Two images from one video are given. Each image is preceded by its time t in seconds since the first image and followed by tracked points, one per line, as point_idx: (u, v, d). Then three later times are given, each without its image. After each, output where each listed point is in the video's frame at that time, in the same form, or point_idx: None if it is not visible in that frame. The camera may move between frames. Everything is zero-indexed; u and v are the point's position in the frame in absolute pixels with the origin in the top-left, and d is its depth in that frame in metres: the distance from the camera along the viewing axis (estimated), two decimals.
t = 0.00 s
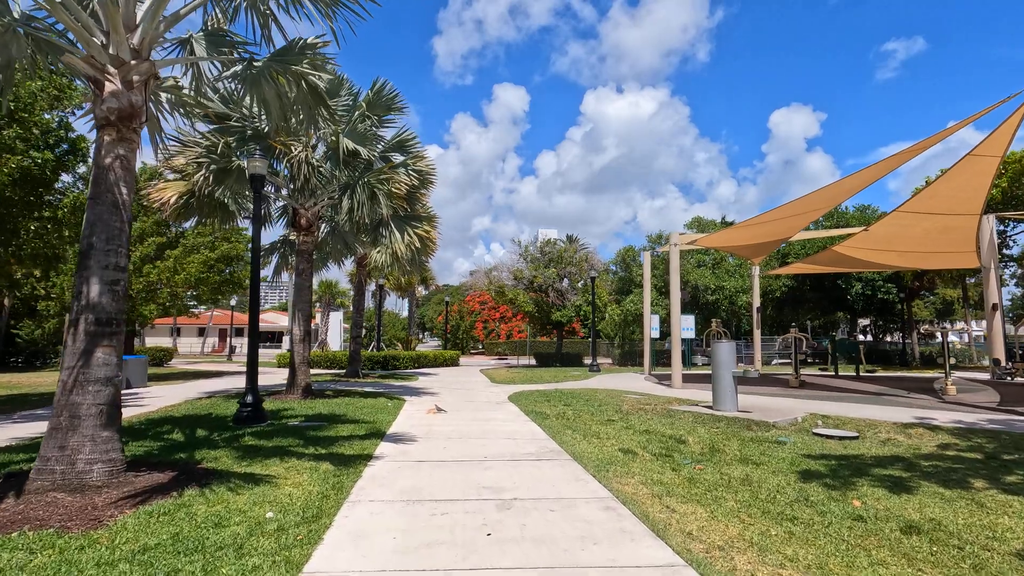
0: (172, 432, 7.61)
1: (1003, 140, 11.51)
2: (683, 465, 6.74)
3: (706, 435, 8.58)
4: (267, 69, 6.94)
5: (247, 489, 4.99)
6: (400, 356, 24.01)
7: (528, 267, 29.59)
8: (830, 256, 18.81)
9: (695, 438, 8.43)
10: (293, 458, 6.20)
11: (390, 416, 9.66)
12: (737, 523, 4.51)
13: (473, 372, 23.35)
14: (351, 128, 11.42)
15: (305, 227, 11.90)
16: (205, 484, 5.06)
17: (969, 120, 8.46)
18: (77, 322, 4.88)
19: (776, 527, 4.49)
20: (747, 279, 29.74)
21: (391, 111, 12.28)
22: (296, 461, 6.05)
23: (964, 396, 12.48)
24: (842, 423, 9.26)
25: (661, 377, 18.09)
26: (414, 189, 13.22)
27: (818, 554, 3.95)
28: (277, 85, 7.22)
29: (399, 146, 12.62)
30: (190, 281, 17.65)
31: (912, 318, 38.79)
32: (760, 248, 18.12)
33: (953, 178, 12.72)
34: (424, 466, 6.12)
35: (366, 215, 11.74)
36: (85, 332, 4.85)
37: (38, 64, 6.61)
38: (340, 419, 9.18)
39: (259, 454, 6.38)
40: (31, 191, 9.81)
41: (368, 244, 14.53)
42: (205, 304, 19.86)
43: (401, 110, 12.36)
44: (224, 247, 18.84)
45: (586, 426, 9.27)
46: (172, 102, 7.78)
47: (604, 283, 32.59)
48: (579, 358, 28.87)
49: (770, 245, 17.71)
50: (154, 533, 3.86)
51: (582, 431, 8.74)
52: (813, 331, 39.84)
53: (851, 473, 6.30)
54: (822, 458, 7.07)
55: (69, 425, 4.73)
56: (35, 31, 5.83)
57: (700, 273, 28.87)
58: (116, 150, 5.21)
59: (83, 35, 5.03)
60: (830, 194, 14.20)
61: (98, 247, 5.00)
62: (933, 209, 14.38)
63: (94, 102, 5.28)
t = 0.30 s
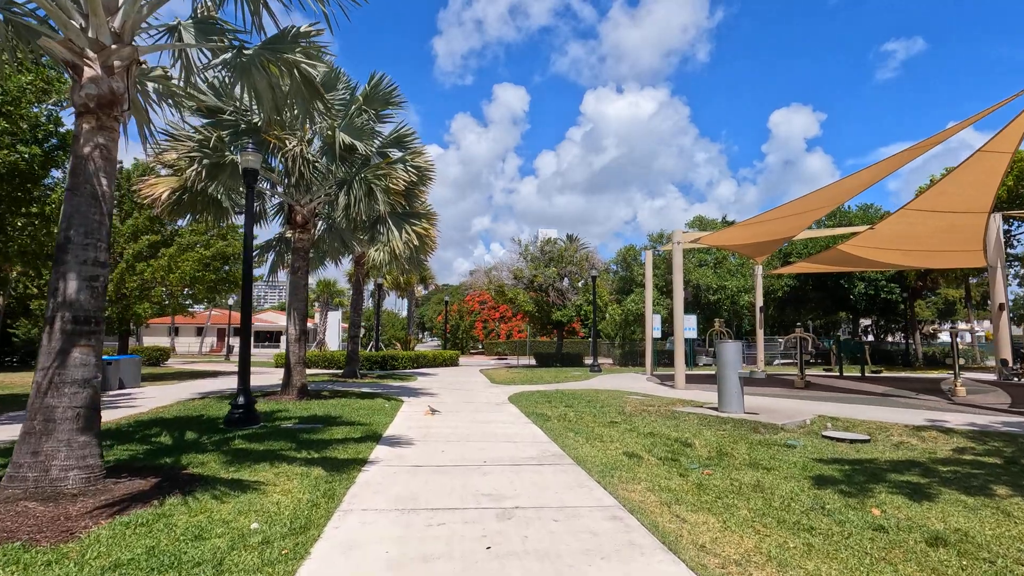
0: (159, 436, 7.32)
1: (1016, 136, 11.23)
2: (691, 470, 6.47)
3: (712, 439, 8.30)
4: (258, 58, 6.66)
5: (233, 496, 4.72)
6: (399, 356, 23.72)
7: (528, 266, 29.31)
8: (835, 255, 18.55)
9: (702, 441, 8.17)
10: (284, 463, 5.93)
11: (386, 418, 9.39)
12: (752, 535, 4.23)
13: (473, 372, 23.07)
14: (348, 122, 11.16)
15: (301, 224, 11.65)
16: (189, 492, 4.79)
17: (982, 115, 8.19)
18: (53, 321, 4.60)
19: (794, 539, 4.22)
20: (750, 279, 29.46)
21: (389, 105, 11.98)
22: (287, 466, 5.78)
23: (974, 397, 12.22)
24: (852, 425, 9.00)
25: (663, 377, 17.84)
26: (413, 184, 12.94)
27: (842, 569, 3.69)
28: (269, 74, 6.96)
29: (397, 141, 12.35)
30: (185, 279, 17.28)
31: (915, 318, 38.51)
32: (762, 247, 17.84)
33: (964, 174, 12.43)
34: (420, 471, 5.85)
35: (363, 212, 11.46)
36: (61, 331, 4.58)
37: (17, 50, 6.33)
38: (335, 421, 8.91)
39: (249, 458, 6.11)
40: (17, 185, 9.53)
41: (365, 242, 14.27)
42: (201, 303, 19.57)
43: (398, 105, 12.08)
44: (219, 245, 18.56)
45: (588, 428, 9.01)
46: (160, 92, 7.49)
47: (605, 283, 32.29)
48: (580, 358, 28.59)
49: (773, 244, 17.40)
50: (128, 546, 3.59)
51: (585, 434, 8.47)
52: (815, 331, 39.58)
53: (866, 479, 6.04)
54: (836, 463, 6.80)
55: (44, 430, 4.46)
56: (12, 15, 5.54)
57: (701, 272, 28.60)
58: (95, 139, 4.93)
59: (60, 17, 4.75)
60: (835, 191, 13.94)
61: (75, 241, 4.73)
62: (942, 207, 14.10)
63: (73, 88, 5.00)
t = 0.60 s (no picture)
0: (148, 439, 7.05)
1: None
2: (701, 477, 6.17)
3: (722, 443, 8.01)
4: (248, 45, 6.36)
5: (217, 507, 4.42)
6: (399, 356, 23.45)
7: (530, 265, 29.06)
8: (842, 254, 18.22)
9: (711, 445, 7.88)
10: (275, 469, 5.64)
11: (385, 420, 9.11)
12: (772, 551, 3.94)
13: (474, 372, 22.80)
14: (345, 116, 10.89)
15: (298, 221, 11.38)
16: (171, 502, 4.50)
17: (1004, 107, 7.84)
18: (26, 319, 4.33)
19: (818, 556, 3.93)
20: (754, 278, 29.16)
21: (388, 99, 11.64)
22: (278, 472, 5.50)
23: (988, 399, 11.90)
24: (866, 429, 8.69)
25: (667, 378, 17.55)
26: (412, 180, 12.65)
27: None
28: (260, 61, 6.65)
29: (397, 136, 12.06)
30: (181, 277, 17.07)
31: (920, 319, 38.19)
32: (769, 246, 17.48)
33: (979, 170, 12.08)
34: (418, 478, 5.57)
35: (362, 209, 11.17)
36: (34, 331, 4.30)
37: None
38: (331, 423, 8.63)
39: (239, 463, 5.82)
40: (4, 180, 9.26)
41: (364, 240, 14.00)
42: (198, 302, 19.30)
43: (398, 99, 11.76)
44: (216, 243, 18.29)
45: (593, 431, 8.73)
46: (147, 81, 7.20)
47: (607, 282, 32.01)
48: (582, 358, 28.29)
49: (780, 243, 17.05)
50: (98, 565, 3.31)
51: (590, 437, 8.19)
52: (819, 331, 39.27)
53: (887, 487, 5.74)
54: (853, 469, 6.51)
55: (15, 436, 4.19)
56: None
57: (705, 272, 28.31)
58: (72, 126, 4.65)
59: None
60: (845, 188, 13.59)
61: (51, 234, 4.44)
62: (954, 205, 13.76)
63: (49, 72, 4.71)
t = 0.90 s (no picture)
0: (138, 442, 6.80)
1: None
2: (716, 484, 5.86)
3: (735, 446, 7.71)
4: (241, 30, 6.09)
5: (202, 516, 4.15)
6: (402, 356, 23.19)
7: (535, 264, 28.79)
8: (853, 252, 17.84)
9: (724, 449, 7.57)
10: (267, 474, 5.37)
11: (385, 422, 8.83)
12: (799, 567, 3.63)
13: (478, 373, 22.50)
14: (346, 110, 10.63)
15: (298, 218, 11.15)
16: (154, 510, 4.23)
17: None
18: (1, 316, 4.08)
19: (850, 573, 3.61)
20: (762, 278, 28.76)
21: (390, 93, 11.38)
22: (270, 478, 5.22)
23: (1009, 401, 11.51)
24: (885, 432, 8.35)
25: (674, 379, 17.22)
26: (414, 177, 12.38)
27: None
28: (254, 48, 6.40)
29: (399, 132, 11.80)
30: (181, 275, 16.99)
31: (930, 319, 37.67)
32: (778, 245, 17.12)
33: (999, 165, 11.70)
34: (418, 484, 5.28)
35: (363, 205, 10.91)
36: (9, 328, 4.05)
37: None
38: (330, 425, 8.36)
39: (231, 468, 5.55)
40: None
41: (366, 239, 13.78)
42: (199, 301, 19.10)
43: (399, 93, 11.50)
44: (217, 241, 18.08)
45: (601, 434, 8.42)
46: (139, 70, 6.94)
47: (613, 282, 31.70)
48: (588, 359, 27.97)
49: (790, 241, 16.69)
50: None
51: (597, 440, 7.88)
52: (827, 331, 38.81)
53: (914, 496, 5.42)
54: (876, 476, 6.19)
55: None
56: None
57: (712, 272, 27.96)
58: (52, 111, 4.39)
59: None
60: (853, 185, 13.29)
61: (28, 226, 4.19)
62: (971, 201, 13.38)
63: (27, 55, 4.44)
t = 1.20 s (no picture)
0: (127, 447, 6.52)
1: None
2: (733, 494, 5.53)
3: (751, 453, 7.37)
4: (232, 15, 5.79)
5: (184, 531, 3.85)
6: (405, 356, 22.90)
7: (539, 264, 28.45)
8: (866, 251, 17.43)
9: (740, 456, 7.23)
10: (258, 484, 5.07)
11: (386, 426, 8.52)
12: None
13: (482, 374, 22.19)
14: (346, 103, 10.33)
15: (298, 215, 10.88)
16: (133, 524, 3.93)
17: None
18: None
19: None
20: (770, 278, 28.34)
21: (391, 87, 11.06)
22: (262, 488, 4.93)
23: None
24: (907, 438, 7.98)
25: (683, 380, 16.85)
26: (417, 172, 12.06)
27: None
28: (247, 35, 6.10)
29: (401, 127, 11.49)
30: (181, 275, 16.86)
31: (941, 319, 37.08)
32: (790, 243, 16.71)
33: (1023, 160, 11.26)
34: (418, 495, 4.97)
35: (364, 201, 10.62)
36: None
37: None
38: (329, 429, 8.07)
39: (221, 476, 5.27)
40: None
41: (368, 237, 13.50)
42: (200, 300, 18.86)
43: (402, 86, 11.19)
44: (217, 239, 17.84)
45: (609, 439, 8.09)
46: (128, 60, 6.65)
47: (618, 281, 31.34)
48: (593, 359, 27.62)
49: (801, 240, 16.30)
50: None
51: (606, 446, 7.55)
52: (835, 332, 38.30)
53: (948, 509, 5.07)
54: (904, 485, 5.84)
55: None
56: None
57: (719, 271, 27.56)
58: (26, 96, 4.11)
59: None
60: (873, 179, 12.80)
61: None
62: (991, 198, 12.95)
63: None
